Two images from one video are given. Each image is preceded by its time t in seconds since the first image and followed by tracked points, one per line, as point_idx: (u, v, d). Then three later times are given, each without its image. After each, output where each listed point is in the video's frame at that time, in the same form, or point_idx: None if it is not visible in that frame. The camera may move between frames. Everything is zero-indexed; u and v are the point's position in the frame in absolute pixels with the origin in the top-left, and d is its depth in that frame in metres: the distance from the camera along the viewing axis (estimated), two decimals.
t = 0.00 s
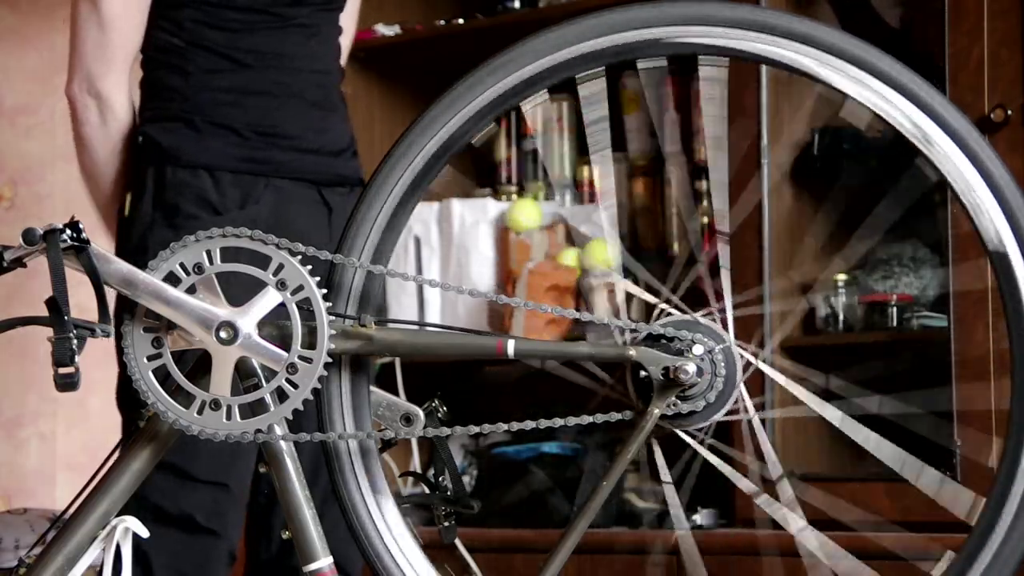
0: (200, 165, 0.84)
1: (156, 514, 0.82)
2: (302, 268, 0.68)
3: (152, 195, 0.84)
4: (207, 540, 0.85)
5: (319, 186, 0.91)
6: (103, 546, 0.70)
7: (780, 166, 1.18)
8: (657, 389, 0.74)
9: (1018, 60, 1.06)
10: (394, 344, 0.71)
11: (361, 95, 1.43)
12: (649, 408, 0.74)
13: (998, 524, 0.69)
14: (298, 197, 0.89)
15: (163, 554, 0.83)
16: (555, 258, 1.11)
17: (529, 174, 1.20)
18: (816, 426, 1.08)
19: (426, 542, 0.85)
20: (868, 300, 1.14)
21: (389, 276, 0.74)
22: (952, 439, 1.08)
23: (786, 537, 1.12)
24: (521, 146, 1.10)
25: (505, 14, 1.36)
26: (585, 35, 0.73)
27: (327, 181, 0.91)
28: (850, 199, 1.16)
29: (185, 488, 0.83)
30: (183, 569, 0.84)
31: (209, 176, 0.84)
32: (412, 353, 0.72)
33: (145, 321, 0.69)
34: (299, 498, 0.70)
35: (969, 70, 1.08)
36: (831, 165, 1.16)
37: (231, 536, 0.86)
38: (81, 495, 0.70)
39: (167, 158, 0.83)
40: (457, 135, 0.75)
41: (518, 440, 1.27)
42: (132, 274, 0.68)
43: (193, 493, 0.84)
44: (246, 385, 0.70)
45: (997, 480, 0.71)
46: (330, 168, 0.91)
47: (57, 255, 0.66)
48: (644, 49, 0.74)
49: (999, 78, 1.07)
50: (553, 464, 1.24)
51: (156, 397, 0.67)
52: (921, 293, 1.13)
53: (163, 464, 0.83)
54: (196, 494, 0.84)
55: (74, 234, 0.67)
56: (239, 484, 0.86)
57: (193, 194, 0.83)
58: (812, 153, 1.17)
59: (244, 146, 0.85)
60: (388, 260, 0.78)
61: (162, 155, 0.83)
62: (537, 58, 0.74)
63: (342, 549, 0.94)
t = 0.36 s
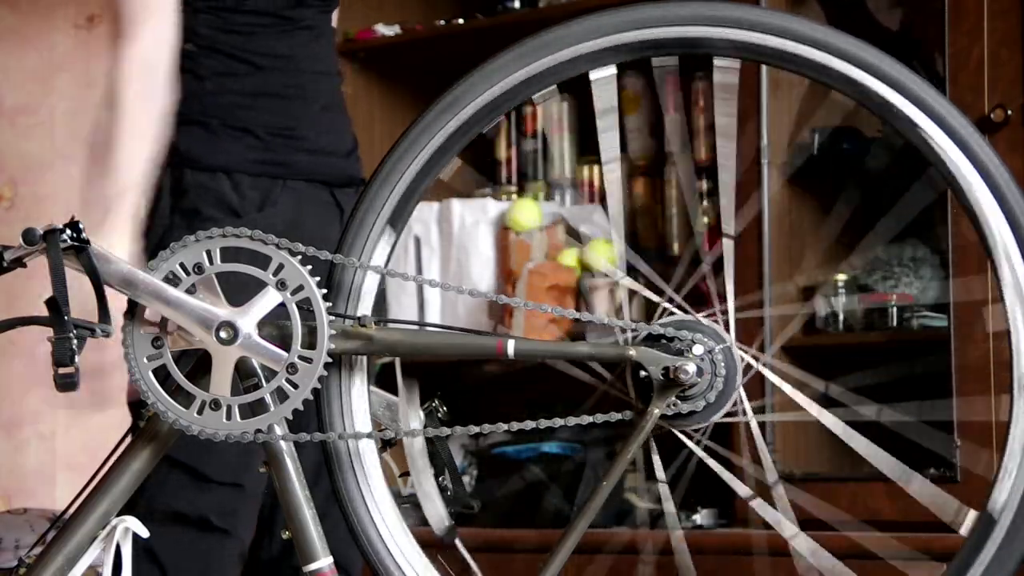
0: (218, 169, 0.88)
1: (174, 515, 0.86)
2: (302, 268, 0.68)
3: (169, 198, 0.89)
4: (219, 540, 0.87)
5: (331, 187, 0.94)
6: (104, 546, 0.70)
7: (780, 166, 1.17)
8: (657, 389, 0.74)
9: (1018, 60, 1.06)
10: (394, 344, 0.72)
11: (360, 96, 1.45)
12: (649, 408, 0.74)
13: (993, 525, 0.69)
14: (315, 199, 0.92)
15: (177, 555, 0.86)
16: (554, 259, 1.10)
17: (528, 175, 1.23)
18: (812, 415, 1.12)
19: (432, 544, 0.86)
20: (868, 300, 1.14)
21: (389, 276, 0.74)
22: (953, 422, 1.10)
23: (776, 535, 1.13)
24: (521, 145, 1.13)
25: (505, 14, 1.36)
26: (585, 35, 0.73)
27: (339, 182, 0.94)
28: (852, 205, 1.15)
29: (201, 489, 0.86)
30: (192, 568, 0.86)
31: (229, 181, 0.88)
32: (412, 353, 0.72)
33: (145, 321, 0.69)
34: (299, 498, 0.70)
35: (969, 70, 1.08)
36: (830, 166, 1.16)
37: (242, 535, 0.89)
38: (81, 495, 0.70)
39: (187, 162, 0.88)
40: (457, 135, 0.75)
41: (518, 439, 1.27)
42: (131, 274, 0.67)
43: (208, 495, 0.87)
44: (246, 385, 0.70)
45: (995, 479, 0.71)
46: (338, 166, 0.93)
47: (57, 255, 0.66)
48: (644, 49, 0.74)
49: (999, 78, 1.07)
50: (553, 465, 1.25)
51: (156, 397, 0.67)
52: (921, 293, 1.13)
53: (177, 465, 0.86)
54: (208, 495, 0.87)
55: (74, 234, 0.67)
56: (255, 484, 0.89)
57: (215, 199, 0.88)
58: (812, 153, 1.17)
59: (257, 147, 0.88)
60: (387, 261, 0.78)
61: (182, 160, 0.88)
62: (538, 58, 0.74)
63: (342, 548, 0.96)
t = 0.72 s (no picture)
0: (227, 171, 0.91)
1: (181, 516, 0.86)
2: (302, 267, 0.68)
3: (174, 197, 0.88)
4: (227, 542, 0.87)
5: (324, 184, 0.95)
6: (104, 546, 0.70)
7: (780, 166, 1.19)
8: (656, 389, 0.74)
9: (1018, 60, 1.06)
10: (394, 343, 0.72)
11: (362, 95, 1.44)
12: (649, 408, 0.74)
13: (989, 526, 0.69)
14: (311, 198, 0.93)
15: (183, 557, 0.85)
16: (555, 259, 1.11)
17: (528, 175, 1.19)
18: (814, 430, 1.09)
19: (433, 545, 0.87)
20: (868, 300, 1.15)
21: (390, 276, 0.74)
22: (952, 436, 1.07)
23: (789, 536, 1.11)
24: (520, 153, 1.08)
25: (505, 14, 1.36)
26: (585, 35, 0.73)
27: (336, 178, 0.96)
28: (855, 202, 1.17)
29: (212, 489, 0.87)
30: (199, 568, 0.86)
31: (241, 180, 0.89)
32: (411, 353, 0.73)
33: (145, 320, 0.69)
34: (299, 498, 0.70)
35: (969, 70, 1.08)
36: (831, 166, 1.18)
37: (249, 536, 0.89)
38: (81, 495, 0.70)
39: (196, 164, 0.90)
40: (457, 135, 0.75)
41: (518, 439, 1.25)
42: (132, 274, 0.67)
43: (217, 494, 0.87)
44: (247, 384, 0.70)
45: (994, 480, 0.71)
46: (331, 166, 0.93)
47: (57, 255, 0.66)
48: (644, 49, 0.74)
49: (999, 78, 1.07)
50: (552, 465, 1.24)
51: (156, 397, 0.67)
52: (920, 293, 1.14)
53: (187, 466, 0.86)
54: (217, 496, 0.87)
55: (73, 233, 0.67)
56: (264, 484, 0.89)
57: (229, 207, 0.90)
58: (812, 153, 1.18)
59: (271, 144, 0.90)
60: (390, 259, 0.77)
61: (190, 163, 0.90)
62: (539, 58, 0.74)
63: (341, 548, 0.96)
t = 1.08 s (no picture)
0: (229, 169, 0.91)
1: (197, 516, 0.86)
2: (302, 267, 0.68)
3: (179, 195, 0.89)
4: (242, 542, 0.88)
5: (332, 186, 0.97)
6: (104, 546, 0.70)
7: (780, 166, 1.17)
8: (656, 389, 0.74)
9: (1018, 60, 1.06)
10: (394, 343, 0.72)
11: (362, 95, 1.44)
12: (649, 408, 0.74)
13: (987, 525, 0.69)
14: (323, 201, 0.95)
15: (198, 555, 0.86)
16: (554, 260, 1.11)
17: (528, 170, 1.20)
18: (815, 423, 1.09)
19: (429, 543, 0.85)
20: (868, 300, 1.15)
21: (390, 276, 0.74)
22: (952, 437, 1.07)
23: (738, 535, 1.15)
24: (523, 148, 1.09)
25: (504, 14, 1.36)
26: (585, 35, 0.73)
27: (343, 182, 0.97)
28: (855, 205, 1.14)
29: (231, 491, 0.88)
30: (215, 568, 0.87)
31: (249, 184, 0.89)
32: (411, 353, 0.73)
33: (145, 321, 0.69)
34: (299, 498, 0.70)
35: (969, 70, 1.08)
36: (830, 165, 1.15)
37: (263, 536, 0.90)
38: (81, 495, 0.70)
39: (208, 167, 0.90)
40: (459, 134, 0.75)
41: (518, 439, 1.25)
42: (132, 274, 0.67)
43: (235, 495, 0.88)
44: (247, 384, 0.70)
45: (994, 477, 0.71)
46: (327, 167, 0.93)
47: (57, 255, 0.66)
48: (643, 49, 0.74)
49: (999, 78, 1.07)
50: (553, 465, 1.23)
51: (156, 397, 0.67)
52: (921, 293, 1.13)
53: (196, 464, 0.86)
54: (229, 496, 0.88)
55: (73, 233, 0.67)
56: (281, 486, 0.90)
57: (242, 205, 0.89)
58: (811, 154, 1.15)
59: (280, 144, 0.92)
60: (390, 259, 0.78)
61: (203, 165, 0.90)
62: (540, 58, 0.74)
63: (339, 545, 0.96)
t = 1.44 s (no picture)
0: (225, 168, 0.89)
1: (191, 515, 0.87)
2: (302, 267, 0.68)
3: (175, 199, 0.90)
4: (234, 543, 0.89)
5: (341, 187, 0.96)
6: (104, 546, 0.70)
7: (780, 166, 1.16)
8: (656, 389, 0.74)
9: (1018, 59, 1.06)
10: (394, 343, 0.72)
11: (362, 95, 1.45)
12: (649, 408, 0.74)
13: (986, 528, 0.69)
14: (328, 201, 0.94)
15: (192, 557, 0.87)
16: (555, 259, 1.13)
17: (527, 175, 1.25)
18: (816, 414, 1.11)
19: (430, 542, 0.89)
20: (868, 300, 1.15)
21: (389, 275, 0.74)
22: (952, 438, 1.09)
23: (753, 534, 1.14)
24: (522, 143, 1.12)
25: (504, 14, 1.36)
26: (585, 35, 0.73)
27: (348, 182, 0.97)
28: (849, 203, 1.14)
29: (222, 491, 0.88)
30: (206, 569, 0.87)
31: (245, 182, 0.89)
32: (412, 353, 0.72)
33: (145, 321, 0.69)
34: (299, 498, 0.70)
35: (969, 70, 1.08)
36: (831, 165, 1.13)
37: (256, 536, 0.90)
38: (81, 495, 0.70)
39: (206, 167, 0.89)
40: (459, 133, 0.75)
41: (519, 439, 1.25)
42: (132, 274, 0.67)
43: (224, 496, 0.88)
44: (246, 385, 0.70)
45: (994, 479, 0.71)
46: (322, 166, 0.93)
47: (57, 255, 0.66)
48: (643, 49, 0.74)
49: (999, 78, 1.07)
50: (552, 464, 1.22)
51: (156, 397, 0.67)
52: (921, 293, 1.13)
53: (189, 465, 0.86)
54: (221, 496, 0.88)
55: (74, 234, 0.67)
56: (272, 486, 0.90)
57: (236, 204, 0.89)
58: (811, 153, 1.13)
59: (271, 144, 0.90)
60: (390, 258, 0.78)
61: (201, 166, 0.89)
62: (540, 58, 0.74)
63: (340, 547, 0.95)
